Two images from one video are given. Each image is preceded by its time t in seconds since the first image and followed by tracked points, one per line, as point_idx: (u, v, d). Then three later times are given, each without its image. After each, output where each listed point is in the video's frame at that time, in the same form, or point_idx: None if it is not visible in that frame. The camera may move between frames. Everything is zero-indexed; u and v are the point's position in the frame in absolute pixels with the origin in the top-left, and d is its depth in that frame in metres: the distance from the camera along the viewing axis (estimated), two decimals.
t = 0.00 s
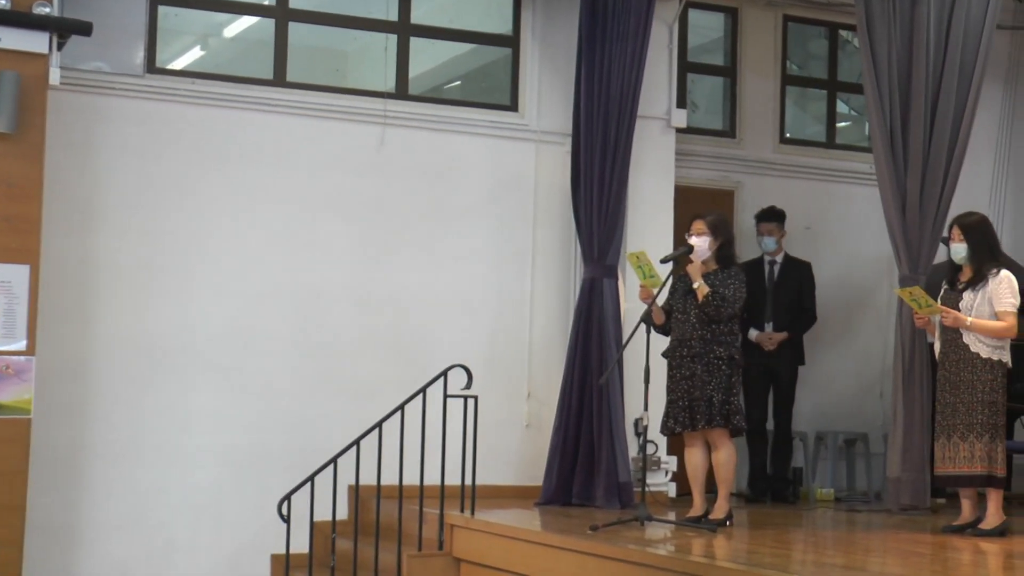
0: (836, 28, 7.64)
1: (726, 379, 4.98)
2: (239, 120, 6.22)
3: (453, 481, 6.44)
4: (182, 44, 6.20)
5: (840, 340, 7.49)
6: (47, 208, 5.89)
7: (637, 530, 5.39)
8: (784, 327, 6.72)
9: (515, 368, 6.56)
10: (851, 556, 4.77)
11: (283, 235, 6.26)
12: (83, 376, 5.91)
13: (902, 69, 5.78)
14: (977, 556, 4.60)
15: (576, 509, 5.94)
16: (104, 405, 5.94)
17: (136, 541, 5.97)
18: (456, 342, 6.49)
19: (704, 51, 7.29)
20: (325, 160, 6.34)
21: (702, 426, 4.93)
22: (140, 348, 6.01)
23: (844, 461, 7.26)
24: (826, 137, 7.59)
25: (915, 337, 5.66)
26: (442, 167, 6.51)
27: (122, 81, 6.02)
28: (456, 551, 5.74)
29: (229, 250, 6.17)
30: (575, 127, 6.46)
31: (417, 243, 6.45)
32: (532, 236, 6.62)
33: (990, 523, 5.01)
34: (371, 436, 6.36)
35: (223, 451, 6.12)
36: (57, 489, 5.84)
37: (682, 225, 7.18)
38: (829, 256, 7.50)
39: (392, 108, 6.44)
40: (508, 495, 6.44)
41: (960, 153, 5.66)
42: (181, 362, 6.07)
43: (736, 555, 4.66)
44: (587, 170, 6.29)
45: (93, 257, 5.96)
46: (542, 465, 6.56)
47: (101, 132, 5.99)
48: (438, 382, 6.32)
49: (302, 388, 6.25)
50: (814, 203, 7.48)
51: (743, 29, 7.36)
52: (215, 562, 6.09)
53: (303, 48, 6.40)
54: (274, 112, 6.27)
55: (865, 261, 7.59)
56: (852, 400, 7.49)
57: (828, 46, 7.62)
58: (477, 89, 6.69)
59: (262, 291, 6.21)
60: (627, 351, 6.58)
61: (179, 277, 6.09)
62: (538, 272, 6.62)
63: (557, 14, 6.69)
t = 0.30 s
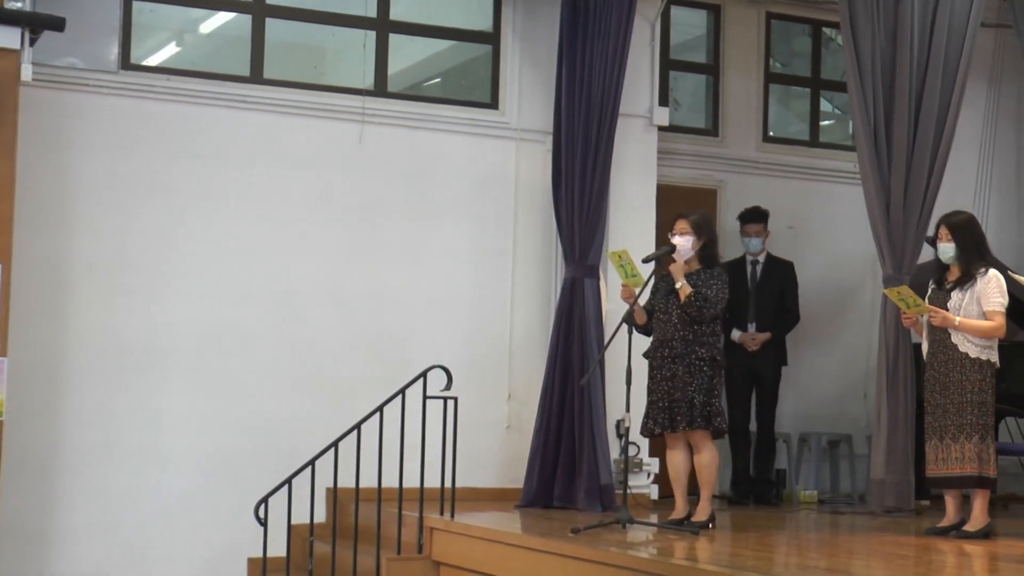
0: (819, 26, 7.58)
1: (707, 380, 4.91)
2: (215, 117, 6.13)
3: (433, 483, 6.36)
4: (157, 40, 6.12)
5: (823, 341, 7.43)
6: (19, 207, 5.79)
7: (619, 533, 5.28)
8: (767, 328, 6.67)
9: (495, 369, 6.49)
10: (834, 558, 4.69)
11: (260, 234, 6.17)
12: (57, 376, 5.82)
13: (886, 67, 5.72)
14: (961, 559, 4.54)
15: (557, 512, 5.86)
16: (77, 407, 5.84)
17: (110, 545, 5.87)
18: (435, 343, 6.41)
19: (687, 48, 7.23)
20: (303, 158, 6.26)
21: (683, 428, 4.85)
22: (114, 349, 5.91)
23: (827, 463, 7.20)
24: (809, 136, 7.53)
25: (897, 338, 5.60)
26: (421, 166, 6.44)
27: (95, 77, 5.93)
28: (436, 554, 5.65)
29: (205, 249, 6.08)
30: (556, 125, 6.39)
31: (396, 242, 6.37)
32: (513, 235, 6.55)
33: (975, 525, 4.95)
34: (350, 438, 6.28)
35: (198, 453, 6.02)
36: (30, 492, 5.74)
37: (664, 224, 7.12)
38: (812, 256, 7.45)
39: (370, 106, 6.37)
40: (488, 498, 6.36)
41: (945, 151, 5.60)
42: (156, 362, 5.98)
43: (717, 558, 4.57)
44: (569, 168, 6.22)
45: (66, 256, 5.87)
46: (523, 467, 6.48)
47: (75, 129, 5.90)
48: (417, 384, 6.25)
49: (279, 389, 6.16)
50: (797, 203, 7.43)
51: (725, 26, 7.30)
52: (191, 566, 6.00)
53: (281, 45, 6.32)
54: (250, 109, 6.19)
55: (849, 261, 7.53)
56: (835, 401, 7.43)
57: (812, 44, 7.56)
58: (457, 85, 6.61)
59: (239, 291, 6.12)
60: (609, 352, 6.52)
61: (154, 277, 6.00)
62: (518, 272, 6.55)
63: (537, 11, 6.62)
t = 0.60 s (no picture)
0: (806, 23, 7.53)
1: (694, 382, 4.84)
2: (195, 115, 6.05)
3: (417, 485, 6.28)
4: (136, 37, 6.04)
5: (810, 341, 7.38)
6: None
7: (604, 536, 5.18)
8: (754, 329, 6.62)
9: (479, 369, 6.41)
10: (822, 561, 4.62)
11: (240, 234, 6.09)
12: (33, 378, 5.72)
13: (873, 65, 5.65)
14: (950, 561, 4.48)
15: (542, 515, 5.78)
16: (54, 409, 5.75)
17: (87, 549, 5.78)
18: (419, 343, 6.34)
19: (673, 45, 7.17)
20: (284, 156, 6.18)
21: (669, 429, 4.77)
22: (91, 350, 5.82)
23: (814, 464, 7.14)
24: (796, 135, 7.48)
25: (886, 338, 5.53)
26: (404, 164, 6.36)
27: (73, 74, 5.84)
28: (419, 558, 5.57)
29: (184, 248, 6.00)
30: (541, 123, 6.32)
31: (379, 242, 6.30)
32: (496, 235, 6.47)
33: (963, 527, 4.90)
34: (331, 440, 6.19)
35: (177, 455, 5.93)
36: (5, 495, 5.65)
37: (650, 224, 7.06)
38: (799, 256, 7.39)
39: (353, 103, 6.29)
40: (472, 500, 6.28)
41: (933, 150, 5.54)
42: (135, 364, 5.89)
43: (704, 561, 4.50)
44: (553, 167, 6.15)
45: (43, 256, 5.77)
46: (508, 469, 6.40)
47: (51, 127, 5.82)
48: (400, 385, 6.17)
49: (260, 390, 6.07)
50: (784, 202, 7.37)
51: (711, 24, 7.25)
52: (170, 570, 5.91)
53: (262, 41, 6.24)
54: (231, 107, 6.10)
55: (836, 260, 7.48)
56: (822, 402, 7.37)
57: (799, 42, 7.51)
58: (440, 83, 6.54)
59: (219, 291, 6.04)
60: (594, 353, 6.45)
61: (132, 276, 5.91)
62: (502, 272, 6.47)
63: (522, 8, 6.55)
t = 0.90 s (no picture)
0: (793, 20, 7.47)
1: (680, 383, 4.76)
2: (174, 112, 5.96)
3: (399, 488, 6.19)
4: (114, 33, 5.95)
5: (796, 342, 7.32)
6: None
7: (588, 539, 5.09)
8: (740, 329, 6.55)
9: (462, 370, 6.33)
10: (808, 564, 4.54)
11: (219, 233, 5.99)
12: (7, 379, 5.63)
13: (861, 63, 5.57)
14: (937, 565, 4.41)
15: (526, 518, 5.69)
16: (29, 410, 5.65)
17: (63, 553, 5.68)
18: (401, 344, 6.25)
19: (659, 42, 7.10)
20: (264, 154, 6.09)
21: (655, 431, 4.69)
22: (68, 350, 5.73)
23: (801, 466, 7.08)
24: (783, 133, 7.43)
25: (873, 339, 5.46)
26: (386, 162, 6.28)
27: (49, 70, 5.75)
28: (401, 562, 5.47)
29: (162, 247, 5.90)
30: (525, 122, 6.25)
31: (361, 241, 6.21)
32: (480, 234, 6.39)
33: (950, 530, 4.84)
34: (312, 442, 6.10)
35: (155, 458, 5.84)
36: None
37: (635, 223, 6.99)
38: (786, 256, 7.33)
39: (334, 101, 6.20)
40: (455, 503, 6.20)
41: (921, 149, 5.49)
42: (112, 365, 5.79)
43: (690, 565, 4.41)
44: (537, 165, 6.07)
45: (18, 254, 5.68)
46: (491, 472, 6.32)
47: (27, 124, 5.72)
48: (382, 386, 6.08)
49: (239, 392, 5.98)
50: (770, 201, 7.31)
51: (698, 21, 7.19)
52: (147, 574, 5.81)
53: (242, 38, 6.15)
54: (210, 104, 6.01)
55: (823, 260, 7.42)
56: (809, 404, 7.31)
57: (785, 39, 7.45)
58: (423, 80, 6.46)
59: (198, 291, 5.94)
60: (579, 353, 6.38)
61: (109, 276, 5.81)
62: (486, 272, 6.39)
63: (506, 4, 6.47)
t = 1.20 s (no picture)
0: (778, 18, 7.42)
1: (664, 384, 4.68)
2: (151, 109, 5.86)
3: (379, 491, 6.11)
4: (89, 29, 5.86)
5: (781, 343, 7.26)
6: None
7: (570, 542, 5.01)
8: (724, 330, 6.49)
9: (443, 372, 6.25)
10: (792, 567, 4.48)
11: (197, 232, 5.90)
12: None
13: (845, 61, 5.52)
14: (922, 567, 4.35)
15: (507, 521, 5.61)
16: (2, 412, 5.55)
17: (37, 557, 5.58)
18: (381, 345, 6.17)
19: (642, 40, 7.05)
20: (242, 152, 6.00)
21: (638, 433, 4.63)
22: (42, 352, 5.63)
23: (785, 469, 7.02)
24: (768, 131, 7.38)
25: (857, 340, 5.40)
26: (366, 161, 6.20)
27: (23, 67, 5.66)
28: (381, 566, 5.39)
29: (138, 247, 5.81)
30: (507, 120, 6.18)
31: (339, 240, 6.12)
32: (461, 233, 6.31)
33: (935, 533, 4.79)
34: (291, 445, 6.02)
35: (132, 461, 5.74)
36: None
37: (618, 223, 6.93)
38: (770, 257, 7.28)
39: (313, 98, 6.12)
40: (435, 507, 6.12)
41: (906, 146, 5.43)
42: (87, 366, 5.69)
43: (673, 569, 4.34)
44: (519, 164, 6.00)
45: None
46: (472, 474, 6.24)
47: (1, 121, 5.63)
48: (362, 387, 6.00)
49: (217, 394, 5.89)
50: (754, 200, 7.25)
51: (681, 18, 7.12)
52: None
53: (219, 34, 6.06)
54: (187, 101, 5.92)
55: (808, 260, 7.36)
56: (793, 405, 7.26)
57: (770, 37, 7.40)
58: (403, 78, 6.38)
59: (175, 291, 5.85)
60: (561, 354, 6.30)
61: (84, 276, 5.72)
62: (467, 272, 6.31)
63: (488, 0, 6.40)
